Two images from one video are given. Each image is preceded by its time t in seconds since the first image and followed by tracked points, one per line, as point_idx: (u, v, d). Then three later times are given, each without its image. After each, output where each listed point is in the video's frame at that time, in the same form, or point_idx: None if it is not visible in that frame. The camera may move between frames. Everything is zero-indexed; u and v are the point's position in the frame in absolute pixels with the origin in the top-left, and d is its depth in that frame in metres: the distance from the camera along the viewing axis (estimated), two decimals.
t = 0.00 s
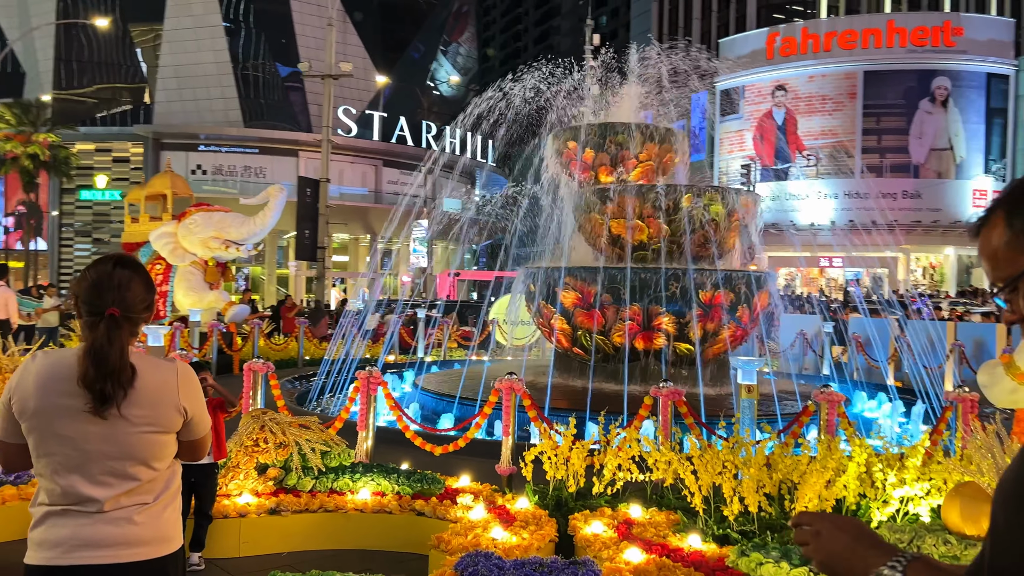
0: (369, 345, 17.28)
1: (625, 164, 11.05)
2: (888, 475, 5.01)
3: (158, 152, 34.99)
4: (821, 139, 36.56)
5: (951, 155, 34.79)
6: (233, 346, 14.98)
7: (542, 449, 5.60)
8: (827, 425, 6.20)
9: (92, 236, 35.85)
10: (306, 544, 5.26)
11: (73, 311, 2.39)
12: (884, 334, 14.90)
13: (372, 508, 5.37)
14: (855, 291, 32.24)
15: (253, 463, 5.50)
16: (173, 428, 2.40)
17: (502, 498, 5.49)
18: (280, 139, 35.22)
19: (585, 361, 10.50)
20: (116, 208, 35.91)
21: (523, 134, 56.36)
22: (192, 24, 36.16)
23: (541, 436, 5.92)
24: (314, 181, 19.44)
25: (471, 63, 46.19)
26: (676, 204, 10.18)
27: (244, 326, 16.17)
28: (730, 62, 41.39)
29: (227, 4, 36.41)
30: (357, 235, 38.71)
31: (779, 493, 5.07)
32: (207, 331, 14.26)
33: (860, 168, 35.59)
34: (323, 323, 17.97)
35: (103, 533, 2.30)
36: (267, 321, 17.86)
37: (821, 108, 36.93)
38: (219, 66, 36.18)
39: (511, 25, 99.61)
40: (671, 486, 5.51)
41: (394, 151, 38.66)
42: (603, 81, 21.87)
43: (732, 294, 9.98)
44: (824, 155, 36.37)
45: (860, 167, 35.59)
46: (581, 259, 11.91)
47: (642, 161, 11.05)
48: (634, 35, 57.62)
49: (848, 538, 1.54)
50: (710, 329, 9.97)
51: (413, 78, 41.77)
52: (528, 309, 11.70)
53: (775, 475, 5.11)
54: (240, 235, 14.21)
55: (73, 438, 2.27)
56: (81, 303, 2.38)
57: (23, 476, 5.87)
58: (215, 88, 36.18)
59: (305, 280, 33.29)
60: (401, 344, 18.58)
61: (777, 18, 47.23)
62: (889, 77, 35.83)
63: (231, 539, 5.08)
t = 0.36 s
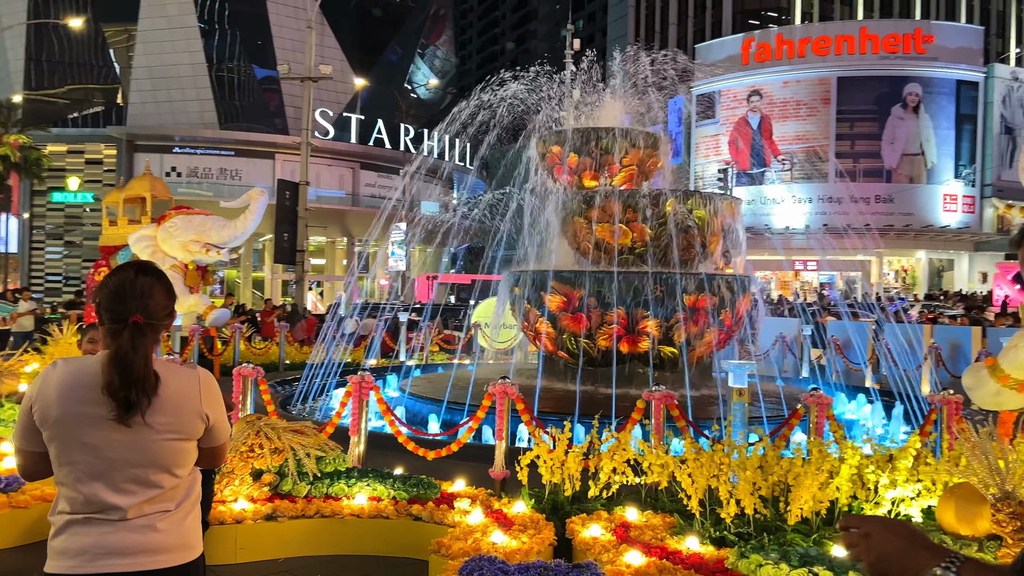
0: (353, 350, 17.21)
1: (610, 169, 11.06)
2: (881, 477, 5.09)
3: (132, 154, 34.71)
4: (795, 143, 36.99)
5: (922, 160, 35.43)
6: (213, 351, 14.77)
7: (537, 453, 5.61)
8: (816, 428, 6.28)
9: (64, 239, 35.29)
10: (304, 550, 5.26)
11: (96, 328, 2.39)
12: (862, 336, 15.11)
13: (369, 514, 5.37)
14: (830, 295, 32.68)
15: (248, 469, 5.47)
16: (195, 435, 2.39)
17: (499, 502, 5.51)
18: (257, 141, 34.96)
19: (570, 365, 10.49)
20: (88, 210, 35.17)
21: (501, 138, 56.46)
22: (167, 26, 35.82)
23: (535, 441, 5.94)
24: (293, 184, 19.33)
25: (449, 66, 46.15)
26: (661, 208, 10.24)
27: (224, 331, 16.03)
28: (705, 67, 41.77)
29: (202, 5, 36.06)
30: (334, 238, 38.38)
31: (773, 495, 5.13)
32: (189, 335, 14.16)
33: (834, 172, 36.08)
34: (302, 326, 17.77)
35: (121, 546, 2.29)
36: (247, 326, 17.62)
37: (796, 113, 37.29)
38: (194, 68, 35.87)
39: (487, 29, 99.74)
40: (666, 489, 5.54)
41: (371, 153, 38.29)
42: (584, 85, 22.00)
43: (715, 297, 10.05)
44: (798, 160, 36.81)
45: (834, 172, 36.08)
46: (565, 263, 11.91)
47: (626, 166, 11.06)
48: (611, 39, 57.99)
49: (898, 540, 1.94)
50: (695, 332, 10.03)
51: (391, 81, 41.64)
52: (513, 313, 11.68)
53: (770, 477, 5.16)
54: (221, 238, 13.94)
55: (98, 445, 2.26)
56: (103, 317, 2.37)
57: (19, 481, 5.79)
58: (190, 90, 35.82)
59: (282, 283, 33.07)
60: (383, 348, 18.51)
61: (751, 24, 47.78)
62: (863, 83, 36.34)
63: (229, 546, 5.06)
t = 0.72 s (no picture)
0: (340, 356, 17.11)
1: (599, 176, 11.08)
2: (874, 481, 5.16)
3: (115, 160, 34.57)
4: (779, 150, 37.27)
5: (904, 167, 35.80)
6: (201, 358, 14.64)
7: (532, 460, 5.62)
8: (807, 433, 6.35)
9: (46, 246, 35.00)
10: (300, 558, 5.24)
11: (103, 339, 2.37)
12: (847, 339, 15.24)
13: (364, 521, 5.36)
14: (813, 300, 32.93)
15: (243, 477, 5.44)
16: (202, 444, 2.38)
17: (494, 510, 5.50)
18: (242, 147, 34.77)
19: (559, 371, 10.48)
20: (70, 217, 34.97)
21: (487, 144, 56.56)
22: (151, 31, 35.60)
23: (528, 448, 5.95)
24: (279, 190, 19.24)
25: (434, 72, 46.15)
26: (649, 215, 10.30)
27: (211, 338, 15.93)
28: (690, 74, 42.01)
29: (186, 10, 35.83)
30: (319, 243, 38.44)
31: (766, 502, 5.17)
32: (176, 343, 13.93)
33: (817, 178, 36.38)
34: (288, 332, 17.62)
35: (126, 557, 2.27)
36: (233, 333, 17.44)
37: (780, 119, 37.55)
38: (178, 73, 35.67)
39: (471, 35, 99.75)
40: (660, 495, 5.55)
41: (356, 159, 38.23)
42: (571, 92, 22.04)
43: (704, 303, 10.10)
44: (782, 166, 37.10)
45: (817, 178, 36.38)
46: (553, 270, 11.92)
47: (615, 173, 11.09)
48: (596, 45, 58.26)
49: (914, 546, 2.19)
50: (684, 338, 10.08)
51: (377, 88, 41.59)
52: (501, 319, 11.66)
53: (766, 484, 5.20)
54: (208, 245, 13.79)
55: (105, 454, 2.25)
56: (109, 330, 2.36)
57: (8, 490, 5.70)
58: (174, 96, 35.61)
59: (267, 289, 32.92)
60: (370, 355, 18.45)
61: (735, 31, 48.10)
62: (846, 90, 36.65)
63: (223, 555, 5.05)
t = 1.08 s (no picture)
0: (337, 368, 17.07)
1: (594, 188, 11.11)
2: (873, 493, 5.15)
3: (111, 172, 34.50)
4: (774, 159, 37.42)
5: (899, 176, 35.92)
6: (198, 370, 14.57)
7: (530, 473, 5.59)
8: (806, 444, 6.35)
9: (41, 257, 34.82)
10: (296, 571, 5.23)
11: (94, 355, 2.37)
12: (845, 350, 15.24)
13: (362, 535, 5.34)
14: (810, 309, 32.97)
15: (239, 491, 5.40)
16: (195, 451, 2.40)
17: (492, 522, 5.48)
18: (238, 159, 34.78)
19: (555, 382, 10.46)
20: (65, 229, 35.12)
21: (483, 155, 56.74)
22: (148, 43, 35.64)
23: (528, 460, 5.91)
24: (276, 201, 19.21)
25: (430, 84, 46.31)
26: (646, 226, 10.30)
27: (207, 349, 15.85)
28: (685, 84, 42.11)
29: (182, 23, 35.90)
30: (316, 254, 38.41)
31: (766, 514, 5.16)
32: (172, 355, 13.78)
33: (813, 188, 36.48)
34: (286, 344, 17.56)
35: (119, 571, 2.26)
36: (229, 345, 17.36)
37: (775, 129, 37.68)
38: (174, 86, 35.76)
39: (468, 47, 100.21)
40: (660, 507, 5.51)
41: (353, 171, 38.22)
42: (568, 102, 22.14)
43: (701, 314, 10.10)
44: (777, 176, 37.23)
45: (813, 188, 36.48)
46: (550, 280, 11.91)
47: (610, 184, 11.11)
48: (590, 57, 58.51)
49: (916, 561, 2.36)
50: (680, 348, 10.07)
51: (373, 99, 41.66)
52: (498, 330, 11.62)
53: (765, 496, 5.18)
54: (205, 256, 13.81)
55: (99, 465, 2.24)
56: (101, 348, 2.36)
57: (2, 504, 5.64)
58: (171, 108, 35.72)
59: (263, 300, 32.90)
60: (367, 366, 18.40)
61: (730, 42, 48.35)
62: (840, 100, 36.81)
63: (218, 567, 5.03)
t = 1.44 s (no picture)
0: (344, 380, 17.06)
1: (599, 199, 11.09)
2: (882, 506, 5.10)
3: (119, 185, 34.60)
4: (779, 169, 37.41)
5: (905, 185, 35.85)
6: (203, 383, 14.44)
7: (536, 486, 5.58)
8: (815, 455, 6.30)
9: (50, 271, 34.99)
10: None
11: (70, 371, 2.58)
12: (852, 360, 15.16)
13: (368, 550, 5.33)
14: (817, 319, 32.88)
15: (246, 506, 5.43)
16: (170, 452, 2.66)
17: (499, 537, 5.45)
18: (245, 172, 34.95)
19: (562, 394, 10.41)
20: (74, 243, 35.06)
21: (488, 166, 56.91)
22: (155, 58, 35.85)
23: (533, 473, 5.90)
24: (282, 214, 19.26)
25: (435, 96, 46.48)
26: (651, 236, 10.27)
27: (213, 362, 15.86)
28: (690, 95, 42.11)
29: (190, 37, 36.11)
30: (322, 267, 38.49)
31: (774, 527, 5.13)
32: (177, 369, 13.79)
33: (818, 198, 36.47)
34: (293, 357, 17.56)
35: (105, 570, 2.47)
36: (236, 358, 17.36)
37: (780, 139, 37.68)
38: (182, 100, 35.94)
39: (472, 59, 100.63)
40: (666, 520, 5.49)
41: (359, 183, 38.37)
42: (571, 115, 22.25)
43: (707, 324, 10.06)
44: (782, 186, 37.21)
45: (818, 198, 36.47)
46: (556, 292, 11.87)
47: (615, 195, 11.10)
48: (595, 68, 58.65)
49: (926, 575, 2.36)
50: (687, 359, 10.02)
51: (378, 112, 41.78)
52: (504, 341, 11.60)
53: (773, 509, 5.15)
54: (211, 270, 13.82)
55: (86, 469, 2.44)
56: (76, 365, 2.58)
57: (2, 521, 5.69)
58: (178, 122, 35.87)
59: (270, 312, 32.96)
60: (373, 378, 18.38)
61: (735, 53, 48.41)
62: (845, 109, 36.81)
63: None
